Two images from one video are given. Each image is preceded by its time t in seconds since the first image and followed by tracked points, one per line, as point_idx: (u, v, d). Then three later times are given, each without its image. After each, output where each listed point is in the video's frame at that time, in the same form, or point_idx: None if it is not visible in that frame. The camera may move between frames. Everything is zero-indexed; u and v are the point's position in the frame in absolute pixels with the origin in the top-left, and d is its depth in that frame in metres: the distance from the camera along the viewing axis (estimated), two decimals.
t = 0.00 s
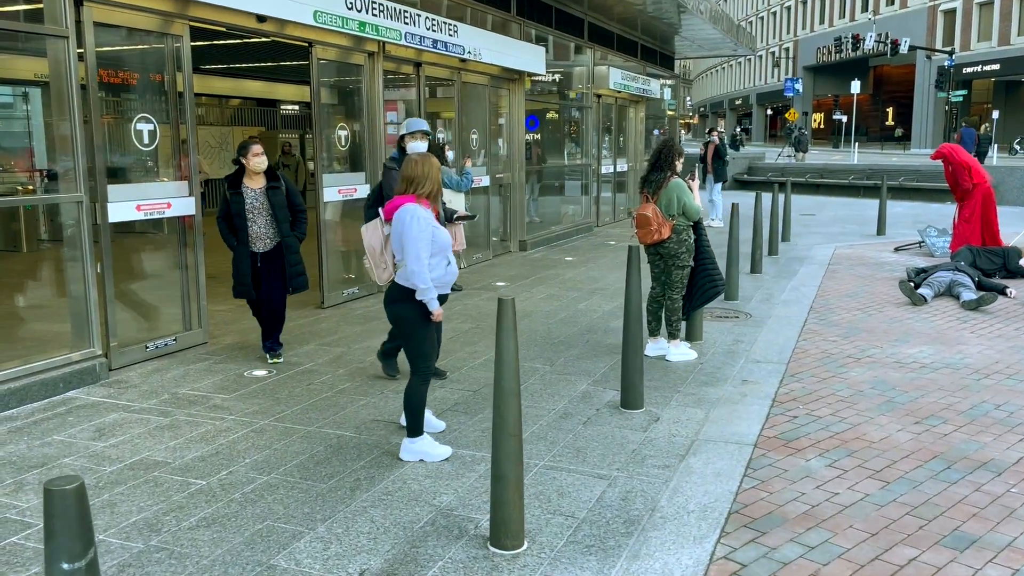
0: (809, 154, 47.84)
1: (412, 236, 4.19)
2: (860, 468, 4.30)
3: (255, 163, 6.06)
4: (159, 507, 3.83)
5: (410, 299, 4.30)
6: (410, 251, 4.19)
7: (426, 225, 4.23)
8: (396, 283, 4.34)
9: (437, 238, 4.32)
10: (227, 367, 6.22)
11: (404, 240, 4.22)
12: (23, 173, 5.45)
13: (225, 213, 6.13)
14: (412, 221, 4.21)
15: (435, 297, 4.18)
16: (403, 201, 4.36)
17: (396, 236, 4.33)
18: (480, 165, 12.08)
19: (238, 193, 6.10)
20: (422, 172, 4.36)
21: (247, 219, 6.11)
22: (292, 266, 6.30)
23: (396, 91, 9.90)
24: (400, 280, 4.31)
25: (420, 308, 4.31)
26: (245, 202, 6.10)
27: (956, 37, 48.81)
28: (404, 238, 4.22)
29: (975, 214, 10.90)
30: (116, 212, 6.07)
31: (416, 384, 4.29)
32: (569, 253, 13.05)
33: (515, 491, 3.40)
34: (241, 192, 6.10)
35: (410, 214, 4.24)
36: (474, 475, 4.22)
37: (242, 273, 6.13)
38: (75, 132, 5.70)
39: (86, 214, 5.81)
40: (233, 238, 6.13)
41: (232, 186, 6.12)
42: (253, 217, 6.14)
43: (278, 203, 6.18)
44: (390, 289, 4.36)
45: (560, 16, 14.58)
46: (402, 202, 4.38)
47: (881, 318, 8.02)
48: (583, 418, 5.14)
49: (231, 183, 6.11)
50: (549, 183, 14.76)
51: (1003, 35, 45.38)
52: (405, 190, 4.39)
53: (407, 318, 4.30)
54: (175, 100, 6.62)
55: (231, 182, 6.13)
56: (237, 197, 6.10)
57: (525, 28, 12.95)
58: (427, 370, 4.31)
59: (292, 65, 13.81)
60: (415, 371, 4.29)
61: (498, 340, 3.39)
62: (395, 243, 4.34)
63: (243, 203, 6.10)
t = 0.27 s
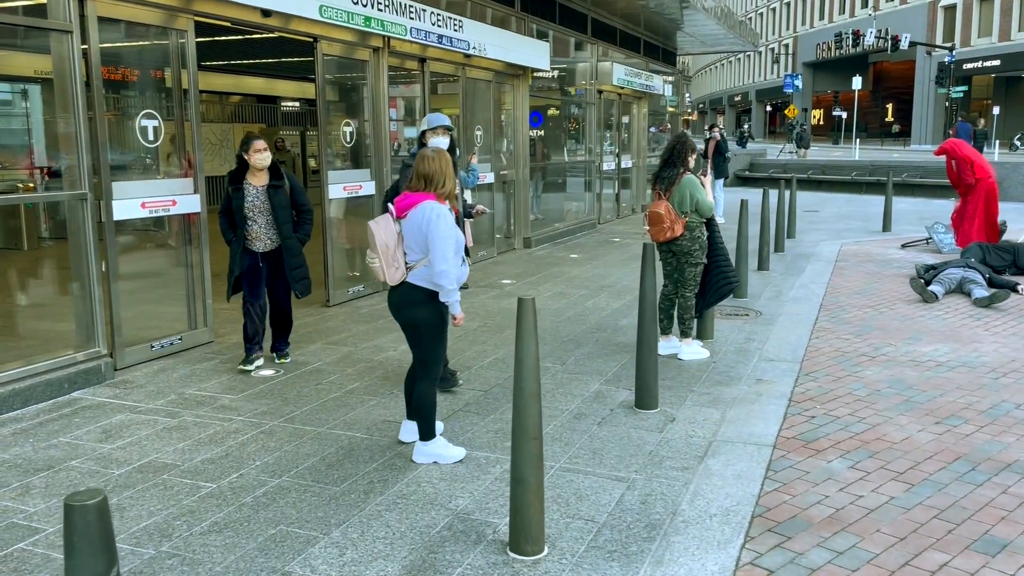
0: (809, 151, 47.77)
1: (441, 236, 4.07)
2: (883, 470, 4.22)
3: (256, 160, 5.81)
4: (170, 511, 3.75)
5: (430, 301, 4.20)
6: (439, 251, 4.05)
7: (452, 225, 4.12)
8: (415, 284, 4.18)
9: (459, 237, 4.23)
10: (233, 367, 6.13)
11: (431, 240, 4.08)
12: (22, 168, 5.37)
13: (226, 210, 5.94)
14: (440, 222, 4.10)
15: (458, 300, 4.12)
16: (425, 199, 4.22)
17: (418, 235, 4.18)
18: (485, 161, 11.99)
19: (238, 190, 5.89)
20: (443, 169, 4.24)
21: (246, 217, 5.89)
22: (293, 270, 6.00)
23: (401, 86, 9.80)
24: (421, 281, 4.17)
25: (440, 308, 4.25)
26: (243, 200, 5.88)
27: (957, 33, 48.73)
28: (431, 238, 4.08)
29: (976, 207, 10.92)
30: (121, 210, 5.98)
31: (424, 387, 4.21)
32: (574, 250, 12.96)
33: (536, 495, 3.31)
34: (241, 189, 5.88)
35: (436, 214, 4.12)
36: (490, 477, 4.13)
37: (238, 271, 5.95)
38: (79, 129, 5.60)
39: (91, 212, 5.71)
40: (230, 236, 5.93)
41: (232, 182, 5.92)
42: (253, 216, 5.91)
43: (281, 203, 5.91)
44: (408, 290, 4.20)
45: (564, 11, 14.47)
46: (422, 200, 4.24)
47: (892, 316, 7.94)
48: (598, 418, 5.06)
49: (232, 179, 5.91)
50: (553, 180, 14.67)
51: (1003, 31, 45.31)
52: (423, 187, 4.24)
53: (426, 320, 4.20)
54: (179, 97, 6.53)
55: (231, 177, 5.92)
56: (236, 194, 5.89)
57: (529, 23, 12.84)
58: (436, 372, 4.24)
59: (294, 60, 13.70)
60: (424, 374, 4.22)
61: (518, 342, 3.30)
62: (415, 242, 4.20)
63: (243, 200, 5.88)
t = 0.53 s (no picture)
0: (809, 148, 47.65)
1: (450, 235, 3.95)
2: (906, 474, 4.12)
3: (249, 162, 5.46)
4: (173, 520, 3.63)
5: (437, 304, 4.02)
6: (448, 252, 3.93)
7: (456, 224, 4.03)
8: (421, 286, 3.99)
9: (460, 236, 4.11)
10: (236, 369, 6.01)
11: (440, 240, 3.95)
12: (20, 168, 5.27)
13: (216, 215, 5.56)
14: (446, 221, 3.99)
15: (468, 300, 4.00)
16: (425, 198, 4.09)
17: (423, 236, 4.01)
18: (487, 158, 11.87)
19: (229, 194, 5.52)
20: (441, 166, 4.16)
21: (239, 222, 5.53)
22: (287, 278, 5.69)
23: (403, 83, 9.67)
24: (427, 283, 4.00)
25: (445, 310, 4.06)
26: (236, 204, 5.51)
27: (956, 29, 48.70)
28: (440, 238, 3.95)
29: (980, 203, 10.90)
30: (120, 209, 5.86)
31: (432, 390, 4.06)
32: (577, 248, 12.84)
33: (552, 503, 3.19)
34: (232, 193, 5.51)
35: (441, 213, 4.01)
36: (502, 483, 4.02)
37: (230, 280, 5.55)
38: (77, 128, 5.48)
39: (89, 211, 5.60)
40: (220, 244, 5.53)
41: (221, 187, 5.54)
42: (246, 222, 5.54)
43: (275, 206, 5.57)
44: (414, 294, 3.98)
45: (565, 7, 14.36)
46: (421, 198, 4.10)
47: (903, 314, 7.83)
48: (610, 421, 4.95)
49: (222, 183, 5.53)
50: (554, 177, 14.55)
51: (1003, 27, 45.22)
52: (422, 185, 4.12)
53: (435, 324, 4.00)
54: (179, 96, 6.41)
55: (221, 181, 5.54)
56: (227, 198, 5.51)
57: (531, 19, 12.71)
58: (442, 375, 4.08)
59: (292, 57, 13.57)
60: (431, 378, 4.04)
61: (534, 347, 3.18)
62: (419, 242, 4.02)
63: (236, 205, 5.50)
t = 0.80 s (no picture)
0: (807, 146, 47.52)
1: (428, 241, 3.80)
2: (929, 484, 3.98)
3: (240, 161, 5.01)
4: (170, 537, 3.48)
5: (419, 312, 3.89)
6: (427, 258, 3.79)
7: (436, 227, 3.87)
8: (401, 294, 3.87)
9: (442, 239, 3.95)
10: (233, 375, 5.85)
11: (418, 246, 3.80)
12: (14, 170, 5.10)
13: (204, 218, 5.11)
14: (424, 225, 3.83)
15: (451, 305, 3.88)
16: (402, 201, 3.92)
17: (401, 242, 3.86)
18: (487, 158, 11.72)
19: (218, 195, 5.06)
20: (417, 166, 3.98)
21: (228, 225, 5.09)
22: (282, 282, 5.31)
23: (402, 81, 9.51)
24: (408, 290, 3.86)
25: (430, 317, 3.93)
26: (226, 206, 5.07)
27: (953, 27, 48.64)
28: (419, 243, 3.80)
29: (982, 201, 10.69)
30: (114, 210, 5.69)
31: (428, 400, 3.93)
32: (579, 248, 12.68)
33: (567, 520, 3.04)
34: (221, 194, 5.06)
35: (418, 217, 3.85)
36: (511, 495, 3.87)
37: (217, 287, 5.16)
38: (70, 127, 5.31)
39: (83, 214, 5.44)
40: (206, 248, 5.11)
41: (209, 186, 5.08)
42: (237, 224, 5.11)
43: (268, 208, 5.16)
44: (394, 303, 3.86)
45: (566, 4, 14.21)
46: (398, 202, 3.93)
47: (913, 315, 7.70)
48: (620, 428, 4.80)
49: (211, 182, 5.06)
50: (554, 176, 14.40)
51: (1000, 24, 45.14)
52: (397, 187, 3.95)
53: (419, 333, 3.87)
54: (175, 95, 6.25)
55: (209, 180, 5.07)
56: (216, 199, 5.07)
57: (531, 16, 12.56)
58: (438, 384, 3.96)
59: (290, 56, 13.41)
60: (426, 388, 3.93)
61: (547, 355, 3.04)
62: (397, 249, 3.87)
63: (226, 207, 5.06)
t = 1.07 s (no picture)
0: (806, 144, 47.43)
1: (399, 244, 3.70)
2: (950, 493, 3.88)
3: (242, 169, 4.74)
4: (171, 552, 3.37)
5: (399, 319, 3.79)
6: (397, 261, 3.69)
7: (410, 230, 3.75)
8: (378, 300, 3.79)
9: (422, 244, 3.82)
10: (234, 381, 5.74)
11: (388, 249, 3.71)
12: (9, 170, 4.98)
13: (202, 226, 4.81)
14: (395, 228, 3.73)
15: (425, 313, 3.71)
16: (378, 204, 3.84)
17: (376, 245, 3.79)
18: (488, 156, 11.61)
19: (218, 204, 4.78)
20: (394, 168, 3.90)
21: (229, 235, 4.80)
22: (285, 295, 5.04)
23: (403, 80, 9.39)
24: (385, 296, 3.78)
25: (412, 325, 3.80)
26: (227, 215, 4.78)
27: (951, 23, 48.59)
28: (389, 247, 3.70)
29: (977, 203, 10.70)
30: (112, 212, 5.58)
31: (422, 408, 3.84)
32: (581, 247, 12.56)
33: (582, 535, 2.93)
34: (222, 203, 4.79)
35: (391, 219, 3.74)
36: (521, 507, 3.77)
37: (217, 301, 4.84)
38: (66, 128, 5.20)
39: (82, 216, 5.31)
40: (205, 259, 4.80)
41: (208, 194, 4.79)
42: (239, 233, 4.84)
43: (271, 222, 4.90)
44: (372, 308, 3.78)
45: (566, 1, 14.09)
46: (376, 204, 3.86)
47: (923, 316, 7.59)
48: (630, 435, 4.69)
49: (210, 189, 4.78)
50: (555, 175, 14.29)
51: (999, 21, 45.09)
52: (375, 189, 3.90)
53: (400, 341, 3.77)
54: (174, 95, 6.14)
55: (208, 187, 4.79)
56: (216, 209, 4.78)
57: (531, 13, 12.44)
58: (432, 390, 3.86)
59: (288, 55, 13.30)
60: (422, 396, 3.84)
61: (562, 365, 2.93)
62: (373, 252, 3.81)
63: (227, 217, 4.78)
